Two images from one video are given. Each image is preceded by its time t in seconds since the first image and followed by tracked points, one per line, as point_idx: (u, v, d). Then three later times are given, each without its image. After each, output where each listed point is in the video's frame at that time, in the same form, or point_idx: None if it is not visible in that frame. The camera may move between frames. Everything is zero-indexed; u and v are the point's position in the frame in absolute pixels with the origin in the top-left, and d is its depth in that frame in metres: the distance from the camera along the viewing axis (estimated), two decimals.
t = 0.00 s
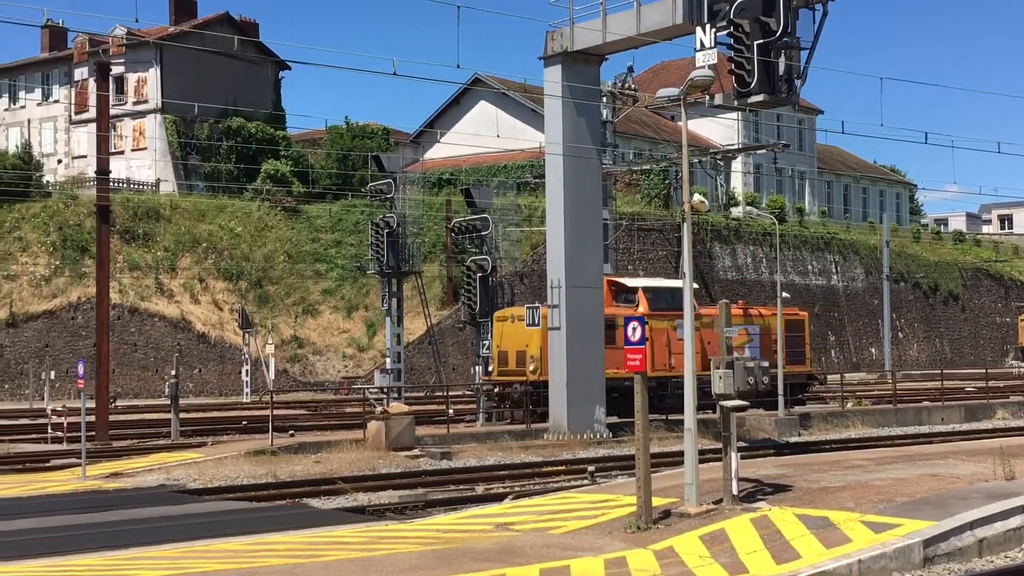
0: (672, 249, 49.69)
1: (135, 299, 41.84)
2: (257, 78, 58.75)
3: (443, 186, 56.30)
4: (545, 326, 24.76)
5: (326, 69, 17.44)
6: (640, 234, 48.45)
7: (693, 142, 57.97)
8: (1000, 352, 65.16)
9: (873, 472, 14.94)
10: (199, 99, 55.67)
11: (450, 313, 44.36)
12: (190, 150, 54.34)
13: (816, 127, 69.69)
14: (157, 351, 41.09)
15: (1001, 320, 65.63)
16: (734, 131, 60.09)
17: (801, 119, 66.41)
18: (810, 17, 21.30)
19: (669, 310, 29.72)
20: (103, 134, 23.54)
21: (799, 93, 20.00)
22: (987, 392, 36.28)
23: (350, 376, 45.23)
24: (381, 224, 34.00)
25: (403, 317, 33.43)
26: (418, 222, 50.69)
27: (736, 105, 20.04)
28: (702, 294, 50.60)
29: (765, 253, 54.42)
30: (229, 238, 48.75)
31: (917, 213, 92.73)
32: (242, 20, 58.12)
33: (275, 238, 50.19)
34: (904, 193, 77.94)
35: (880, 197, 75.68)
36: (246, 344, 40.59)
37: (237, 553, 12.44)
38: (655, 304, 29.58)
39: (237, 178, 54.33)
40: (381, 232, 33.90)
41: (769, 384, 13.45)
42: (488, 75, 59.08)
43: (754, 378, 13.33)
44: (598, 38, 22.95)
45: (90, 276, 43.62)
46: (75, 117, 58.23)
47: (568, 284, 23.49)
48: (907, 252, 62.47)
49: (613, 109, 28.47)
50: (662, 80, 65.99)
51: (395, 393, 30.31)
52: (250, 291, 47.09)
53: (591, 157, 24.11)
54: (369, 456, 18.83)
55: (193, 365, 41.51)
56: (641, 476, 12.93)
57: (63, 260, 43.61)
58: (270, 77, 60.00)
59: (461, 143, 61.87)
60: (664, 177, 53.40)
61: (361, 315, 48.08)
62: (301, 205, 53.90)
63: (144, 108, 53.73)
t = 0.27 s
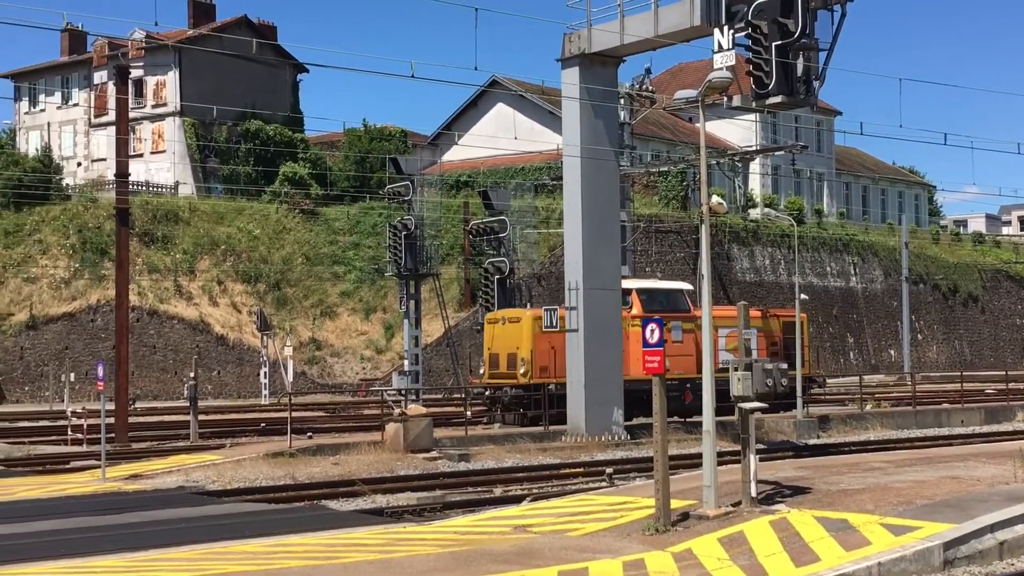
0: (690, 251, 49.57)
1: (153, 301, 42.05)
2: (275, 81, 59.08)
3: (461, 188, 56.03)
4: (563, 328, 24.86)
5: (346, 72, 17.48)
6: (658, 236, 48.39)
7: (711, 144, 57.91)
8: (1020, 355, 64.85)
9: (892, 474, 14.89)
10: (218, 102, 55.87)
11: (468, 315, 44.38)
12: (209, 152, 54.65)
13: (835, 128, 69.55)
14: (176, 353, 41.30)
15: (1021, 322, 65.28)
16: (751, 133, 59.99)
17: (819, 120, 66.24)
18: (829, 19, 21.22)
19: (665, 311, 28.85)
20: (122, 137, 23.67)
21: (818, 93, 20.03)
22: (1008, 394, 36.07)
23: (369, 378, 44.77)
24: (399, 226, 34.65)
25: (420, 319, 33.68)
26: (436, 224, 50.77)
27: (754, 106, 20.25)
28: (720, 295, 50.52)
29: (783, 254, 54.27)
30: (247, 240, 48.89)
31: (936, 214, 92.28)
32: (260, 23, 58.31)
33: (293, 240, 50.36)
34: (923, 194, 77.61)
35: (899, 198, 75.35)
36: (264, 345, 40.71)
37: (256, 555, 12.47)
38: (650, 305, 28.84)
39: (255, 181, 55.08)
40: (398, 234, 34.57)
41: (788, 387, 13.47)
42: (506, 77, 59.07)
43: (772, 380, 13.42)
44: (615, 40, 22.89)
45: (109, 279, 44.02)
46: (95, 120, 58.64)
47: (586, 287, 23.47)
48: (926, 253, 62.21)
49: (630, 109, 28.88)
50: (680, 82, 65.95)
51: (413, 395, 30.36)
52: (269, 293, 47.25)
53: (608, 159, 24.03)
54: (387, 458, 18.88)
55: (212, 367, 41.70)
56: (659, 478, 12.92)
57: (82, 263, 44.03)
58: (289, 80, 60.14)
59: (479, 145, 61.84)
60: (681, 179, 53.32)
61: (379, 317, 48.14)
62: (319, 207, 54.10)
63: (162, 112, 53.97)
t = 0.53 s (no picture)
0: (709, 253, 49.44)
1: (174, 304, 42.31)
2: (295, 85, 59.37)
3: (480, 190, 55.75)
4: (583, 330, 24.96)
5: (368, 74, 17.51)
6: (678, 238, 48.31)
7: (730, 146, 57.78)
8: None
9: (915, 477, 14.84)
10: (239, 105, 56.62)
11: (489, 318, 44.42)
12: (230, 155, 54.88)
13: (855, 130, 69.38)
14: (197, 356, 41.27)
15: None
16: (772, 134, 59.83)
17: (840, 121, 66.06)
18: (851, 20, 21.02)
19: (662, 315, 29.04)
20: (144, 141, 23.83)
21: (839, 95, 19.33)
22: None
23: (388, 380, 45.54)
24: (418, 229, 34.76)
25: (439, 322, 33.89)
26: (455, 226, 50.92)
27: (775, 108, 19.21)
28: (740, 298, 50.40)
29: (804, 256, 54.09)
30: (267, 243, 48.94)
31: (957, 216, 91.81)
32: (280, 27, 58.56)
33: (313, 243, 50.52)
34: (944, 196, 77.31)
35: (920, 199, 75.01)
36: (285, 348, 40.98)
37: (278, 557, 12.49)
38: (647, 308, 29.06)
39: (275, 184, 54.68)
40: (418, 236, 34.72)
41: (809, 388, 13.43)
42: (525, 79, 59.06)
43: (793, 382, 13.39)
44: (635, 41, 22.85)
45: (130, 282, 44.29)
46: (116, 124, 59.02)
47: (605, 289, 23.52)
48: (947, 255, 61.94)
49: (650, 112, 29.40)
50: (700, 83, 65.91)
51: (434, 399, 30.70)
52: (289, 296, 47.41)
53: (628, 161, 24.14)
54: (408, 460, 18.96)
55: (233, 370, 41.91)
56: (680, 480, 12.90)
57: (104, 266, 44.36)
58: (310, 83, 60.61)
59: (497, 148, 61.91)
60: (701, 181, 53.19)
61: (399, 319, 48.58)
62: (339, 210, 54.35)
63: (183, 115, 55.18)
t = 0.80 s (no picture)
0: (730, 256, 49.36)
1: (196, 307, 42.63)
2: (314, 88, 59.65)
3: (500, 193, 55.77)
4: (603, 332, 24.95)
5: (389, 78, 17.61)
6: (698, 240, 48.24)
7: (750, 148, 57.69)
8: None
9: (938, 480, 14.77)
10: (260, 108, 56.87)
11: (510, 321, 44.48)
12: (250, 159, 55.30)
13: (876, 131, 69.13)
14: (218, 358, 41.78)
15: None
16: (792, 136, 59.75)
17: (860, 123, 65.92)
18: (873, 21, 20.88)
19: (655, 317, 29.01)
20: (166, 145, 24.04)
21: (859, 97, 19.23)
22: None
23: (409, 383, 45.67)
24: (438, 232, 34.86)
25: (458, 324, 34.71)
26: (475, 229, 51.21)
27: (795, 110, 19.15)
28: (761, 300, 50.28)
29: (824, 258, 53.95)
30: (288, 247, 49.12)
31: (980, 218, 91.32)
32: (300, 31, 58.81)
33: (333, 246, 50.74)
34: (966, 197, 76.93)
35: (942, 201, 74.68)
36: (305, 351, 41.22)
37: (298, 560, 12.51)
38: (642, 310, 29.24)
39: (296, 187, 55.62)
40: (438, 239, 34.92)
41: (831, 391, 13.36)
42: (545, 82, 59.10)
43: (814, 384, 13.25)
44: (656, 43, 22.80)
45: (152, 284, 44.87)
46: (137, 128, 59.47)
47: (626, 291, 23.56)
48: (969, 257, 61.65)
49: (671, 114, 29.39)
50: (720, 85, 65.79)
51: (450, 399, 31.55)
52: (309, 299, 47.59)
53: (648, 163, 24.14)
54: (428, 463, 19.01)
55: (254, 372, 42.25)
56: (700, 483, 12.85)
57: (125, 269, 44.77)
58: (330, 86, 60.89)
59: (517, 151, 61.96)
60: (721, 183, 53.07)
61: (419, 322, 48.68)
62: (359, 213, 54.64)
63: (204, 118, 55.44)
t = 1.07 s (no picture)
0: (748, 258, 49.29)
1: (215, 310, 42.95)
2: (332, 91, 59.88)
3: (518, 196, 55.99)
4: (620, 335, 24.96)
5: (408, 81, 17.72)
6: (716, 243, 48.15)
7: (768, 150, 57.64)
8: None
9: (958, 483, 14.73)
10: (278, 111, 57.03)
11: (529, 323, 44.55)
12: (269, 162, 55.48)
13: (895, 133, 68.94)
14: (237, 361, 42.02)
15: None
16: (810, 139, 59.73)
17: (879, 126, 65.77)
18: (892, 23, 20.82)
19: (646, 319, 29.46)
20: (184, 147, 24.25)
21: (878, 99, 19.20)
22: None
23: (427, 385, 45.74)
24: (455, 234, 35.95)
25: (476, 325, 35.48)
26: (493, 231, 51.44)
27: (813, 113, 19.04)
28: (779, 302, 50.15)
29: (843, 261, 53.80)
30: (306, 249, 49.33)
31: (1000, 221, 90.87)
32: (319, 34, 59.07)
33: (351, 249, 50.94)
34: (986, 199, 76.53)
35: (961, 203, 74.40)
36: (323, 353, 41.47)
37: (317, 562, 12.54)
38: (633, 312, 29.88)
39: (314, 189, 55.72)
40: (455, 241, 35.87)
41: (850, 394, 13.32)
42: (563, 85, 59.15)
43: (833, 388, 13.23)
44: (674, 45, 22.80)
45: (170, 287, 45.13)
46: (156, 131, 59.88)
47: (643, 294, 23.59)
48: (989, 260, 61.38)
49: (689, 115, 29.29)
50: (738, 87, 65.74)
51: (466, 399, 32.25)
52: (327, 301, 47.61)
53: (666, 166, 24.16)
54: (445, 466, 19.11)
55: (272, 375, 42.55)
56: (718, 486, 12.84)
57: (144, 272, 45.07)
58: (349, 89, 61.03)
59: (536, 154, 61.94)
60: (739, 185, 52.92)
61: (437, 324, 48.82)
62: (377, 215, 54.97)
63: (223, 122, 55.28)
